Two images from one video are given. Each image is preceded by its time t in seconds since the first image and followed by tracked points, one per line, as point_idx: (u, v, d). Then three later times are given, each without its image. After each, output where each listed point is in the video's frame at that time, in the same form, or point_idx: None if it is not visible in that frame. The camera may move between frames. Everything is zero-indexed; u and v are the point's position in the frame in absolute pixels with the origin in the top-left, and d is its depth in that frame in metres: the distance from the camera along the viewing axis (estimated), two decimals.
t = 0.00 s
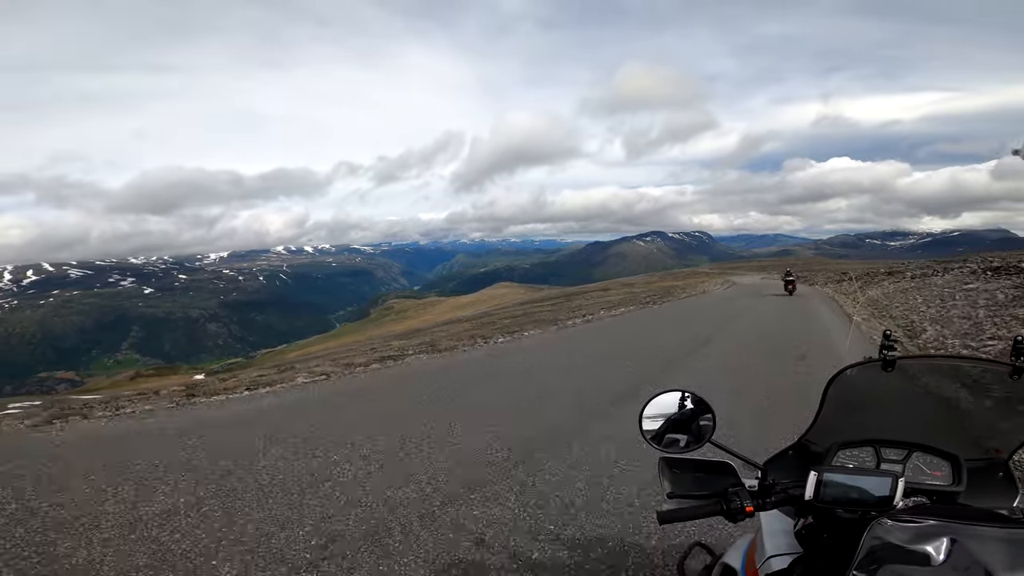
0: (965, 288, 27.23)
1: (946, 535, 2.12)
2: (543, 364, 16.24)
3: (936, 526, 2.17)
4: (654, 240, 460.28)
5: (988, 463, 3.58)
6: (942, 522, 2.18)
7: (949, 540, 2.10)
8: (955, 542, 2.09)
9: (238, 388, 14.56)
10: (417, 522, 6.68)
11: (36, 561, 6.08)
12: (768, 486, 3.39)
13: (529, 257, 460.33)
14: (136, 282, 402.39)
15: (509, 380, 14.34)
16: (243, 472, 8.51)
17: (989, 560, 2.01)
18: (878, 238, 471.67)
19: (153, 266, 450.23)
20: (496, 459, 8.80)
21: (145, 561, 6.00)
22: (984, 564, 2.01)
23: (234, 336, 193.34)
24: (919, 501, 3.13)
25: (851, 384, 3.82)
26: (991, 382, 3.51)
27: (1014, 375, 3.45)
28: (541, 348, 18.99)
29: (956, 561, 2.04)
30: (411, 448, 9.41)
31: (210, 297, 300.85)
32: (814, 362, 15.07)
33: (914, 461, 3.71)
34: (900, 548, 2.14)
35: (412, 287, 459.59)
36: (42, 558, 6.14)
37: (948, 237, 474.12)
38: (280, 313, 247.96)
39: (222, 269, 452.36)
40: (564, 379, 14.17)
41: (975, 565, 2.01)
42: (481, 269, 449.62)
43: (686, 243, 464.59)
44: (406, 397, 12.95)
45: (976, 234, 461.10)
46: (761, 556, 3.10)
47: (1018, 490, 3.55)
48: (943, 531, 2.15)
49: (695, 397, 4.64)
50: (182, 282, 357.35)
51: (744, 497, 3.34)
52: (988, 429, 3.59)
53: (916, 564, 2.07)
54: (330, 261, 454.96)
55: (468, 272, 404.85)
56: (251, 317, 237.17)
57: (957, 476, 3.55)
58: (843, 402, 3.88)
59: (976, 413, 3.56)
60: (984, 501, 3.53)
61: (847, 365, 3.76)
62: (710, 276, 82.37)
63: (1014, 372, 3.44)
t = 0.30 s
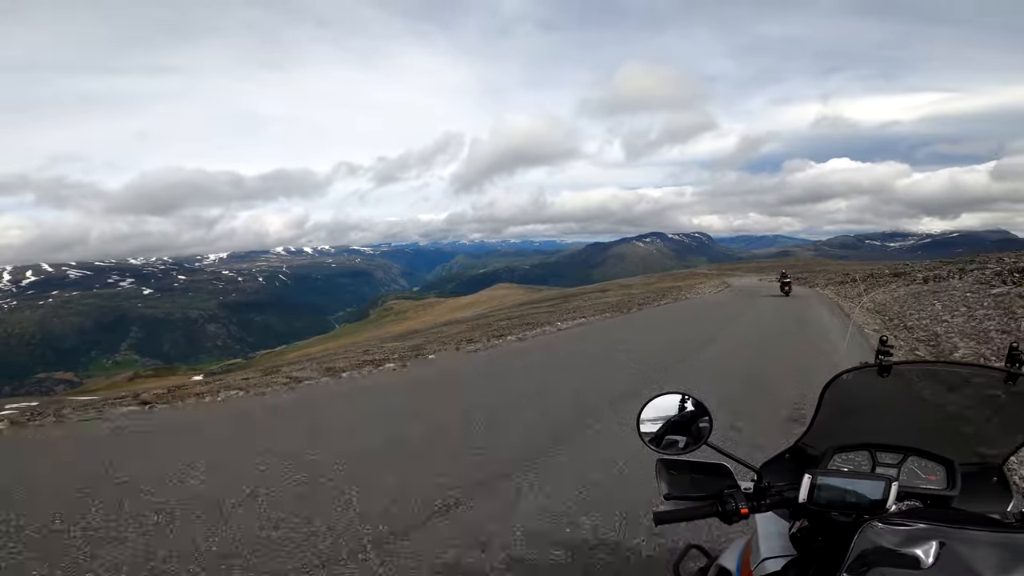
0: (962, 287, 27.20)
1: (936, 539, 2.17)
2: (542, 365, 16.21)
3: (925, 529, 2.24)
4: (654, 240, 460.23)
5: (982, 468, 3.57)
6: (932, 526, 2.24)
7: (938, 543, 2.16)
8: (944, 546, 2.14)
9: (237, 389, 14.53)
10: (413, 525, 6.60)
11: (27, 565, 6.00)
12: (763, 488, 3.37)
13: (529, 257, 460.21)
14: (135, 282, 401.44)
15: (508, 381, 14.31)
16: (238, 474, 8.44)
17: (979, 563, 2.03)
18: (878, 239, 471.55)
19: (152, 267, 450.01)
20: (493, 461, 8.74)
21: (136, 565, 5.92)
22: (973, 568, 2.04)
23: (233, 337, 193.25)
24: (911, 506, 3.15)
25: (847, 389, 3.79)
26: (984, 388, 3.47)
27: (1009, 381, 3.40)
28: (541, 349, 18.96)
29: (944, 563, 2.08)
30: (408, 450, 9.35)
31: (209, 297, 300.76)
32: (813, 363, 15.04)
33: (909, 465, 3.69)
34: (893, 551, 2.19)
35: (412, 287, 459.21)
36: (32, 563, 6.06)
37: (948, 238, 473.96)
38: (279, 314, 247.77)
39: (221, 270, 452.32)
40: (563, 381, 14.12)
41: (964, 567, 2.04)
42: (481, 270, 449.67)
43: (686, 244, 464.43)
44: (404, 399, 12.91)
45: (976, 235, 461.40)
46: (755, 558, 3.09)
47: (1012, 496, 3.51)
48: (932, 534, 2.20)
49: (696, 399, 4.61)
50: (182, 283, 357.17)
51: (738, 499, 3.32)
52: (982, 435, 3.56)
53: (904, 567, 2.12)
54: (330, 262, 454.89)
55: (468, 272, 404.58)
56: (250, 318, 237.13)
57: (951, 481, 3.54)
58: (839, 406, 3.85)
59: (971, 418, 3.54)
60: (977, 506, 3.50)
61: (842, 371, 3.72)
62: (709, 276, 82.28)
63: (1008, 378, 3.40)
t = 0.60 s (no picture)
0: (960, 289, 27.23)
1: (916, 547, 2.20)
2: (540, 366, 16.17)
3: (907, 538, 2.27)
4: (654, 241, 460.15)
5: (975, 477, 3.52)
6: (913, 535, 2.27)
7: (918, 552, 2.18)
8: (925, 555, 2.17)
9: (233, 390, 14.45)
10: (410, 525, 6.57)
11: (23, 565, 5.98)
12: (754, 496, 3.32)
13: (529, 258, 460.15)
14: (135, 282, 401.52)
15: (506, 382, 14.27)
16: (235, 474, 8.40)
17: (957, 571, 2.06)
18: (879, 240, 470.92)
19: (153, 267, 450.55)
20: (491, 462, 8.71)
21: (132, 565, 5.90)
22: None
23: (233, 337, 193.15)
24: (902, 514, 3.09)
25: (839, 399, 3.77)
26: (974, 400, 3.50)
27: (996, 394, 3.47)
28: (540, 350, 18.89)
29: (923, 570, 2.11)
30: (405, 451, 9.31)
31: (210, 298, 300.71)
32: (812, 365, 15.01)
33: (902, 474, 3.66)
34: (873, 561, 2.20)
35: (413, 288, 459.24)
36: (29, 562, 6.04)
37: (950, 240, 473.44)
38: (280, 314, 247.84)
39: (222, 270, 452.69)
40: (562, 382, 14.06)
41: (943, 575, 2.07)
42: (482, 271, 449.86)
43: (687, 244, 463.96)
44: (401, 399, 12.86)
45: (977, 236, 461.22)
46: (748, 566, 3.07)
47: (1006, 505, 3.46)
48: (913, 543, 2.23)
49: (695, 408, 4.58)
50: (183, 283, 357.37)
51: (730, 507, 3.28)
52: (973, 443, 3.55)
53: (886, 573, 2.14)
54: (331, 262, 455.27)
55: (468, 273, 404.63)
56: (251, 318, 237.05)
57: (944, 489, 3.50)
58: (832, 415, 3.82)
59: (960, 428, 3.56)
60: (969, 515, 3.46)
61: (833, 381, 3.72)
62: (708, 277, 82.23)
63: (996, 390, 3.47)
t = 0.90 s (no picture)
0: (962, 291, 27.11)
1: (917, 546, 2.17)
2: (541, 366, 16.15)
3: (908, 537, 2.23)
4: (657, 242, 460.06)
5: (978, 476, 3.45)
6: (914, 534, 2.23)
7: (919, 551, 2.16)
8: (926, 553, 2.14)
9: (234, 390, 14.45)
10: (409, 526, 6.51)
11: (25, 562, 5.99)
12: (756, 497, 3.27)
13: (531, 260, 460.16)
14: (138, 282, 402.32)
15: (507, 381, 14.25)
16: (235, 474, 8.35)
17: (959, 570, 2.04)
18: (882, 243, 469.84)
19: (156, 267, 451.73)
20: (493, 463, 8.63)
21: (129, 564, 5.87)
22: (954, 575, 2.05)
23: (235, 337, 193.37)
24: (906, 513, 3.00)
25: (840, 401, 3.74)
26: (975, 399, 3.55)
27: (994, 393, 3.54)
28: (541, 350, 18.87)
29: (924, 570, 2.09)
30: (405, 451, 9.24)
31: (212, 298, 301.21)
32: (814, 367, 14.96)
33: (904, 474, 3.56)
34: (874, 561, 2.17)
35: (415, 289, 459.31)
36: (30, 559, 6.05)
37: (953, 243, 472.03)
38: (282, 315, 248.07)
39: (225, 270, 453.58)
40: (562, 382, 14.03)
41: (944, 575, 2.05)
42: (484, 272, 449.90)
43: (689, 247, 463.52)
44: (401, 399, 12.85)
45: (979, 238, 461.18)
46: (752, 567, 3.01)
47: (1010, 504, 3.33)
48: (914, 542, 2.20)
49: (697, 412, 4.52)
50: (185, 283, 357.99)
51: (732, 509, 3.22)
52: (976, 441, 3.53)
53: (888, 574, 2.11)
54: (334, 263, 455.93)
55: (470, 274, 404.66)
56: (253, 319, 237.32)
57: (947, 489, 3.39)
58: (833, 417, 3.78)
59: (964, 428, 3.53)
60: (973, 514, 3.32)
61: (832, 383, 3.71)
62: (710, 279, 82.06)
63: (993, 390, 3.54)
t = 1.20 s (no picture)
0: (963, 295, 27.14)
1: (941, 547, 2.13)
2: (543, 367, 16.10)
3: (931, 538, 2.19)
4: (660, 245, 460.02)
5: (996, 474, 3.40)
6: (936, 534, 2.19)
7: (942, 552, 2.12)
8: (949, 554, 2.10)
9: (235, 390, 14.41)
10: (414, 526, 6.48)
11: (31, 561, 5.96)
12: (770, 500, 3.18)
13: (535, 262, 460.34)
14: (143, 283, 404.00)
15: (509, 383, 14.21)
16: (237, 474, 8.31)
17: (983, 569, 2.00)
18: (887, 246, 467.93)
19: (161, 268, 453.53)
20: (496, 462, 8.60)
21: (132, 564, 5.82)
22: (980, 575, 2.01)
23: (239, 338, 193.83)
24: (924, 512, 2.99)
25: (853, 400, 3.68)
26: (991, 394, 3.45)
27: (1011, 389, 3.44)
28: (543, 351, 18.86)
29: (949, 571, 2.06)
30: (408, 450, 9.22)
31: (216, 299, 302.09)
32: (818, 368, 14.91)
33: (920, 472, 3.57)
34: (897, 562, 2.12)
35: (418, 290, 459.82)
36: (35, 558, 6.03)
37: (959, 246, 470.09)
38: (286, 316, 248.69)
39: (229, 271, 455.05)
40: (565, 383, 13.98)
41: None
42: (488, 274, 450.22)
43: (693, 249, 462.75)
44: (404, 399, 12.83)
45: (984, 241, 459.57)
46: (767, 568, 2.94)
47: None
48: (937, 543, 2.15)
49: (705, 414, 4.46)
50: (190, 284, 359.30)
51: (746, 512, 3.12)
52: (993, 438, 3.46)
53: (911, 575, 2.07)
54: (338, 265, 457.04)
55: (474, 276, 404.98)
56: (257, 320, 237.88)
57: (965, 487, 3.40)
58: (845, 416, 3.72)
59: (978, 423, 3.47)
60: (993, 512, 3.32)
61: (846, 382, 3.64)
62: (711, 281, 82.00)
63: (1011, 385, 3.43)
